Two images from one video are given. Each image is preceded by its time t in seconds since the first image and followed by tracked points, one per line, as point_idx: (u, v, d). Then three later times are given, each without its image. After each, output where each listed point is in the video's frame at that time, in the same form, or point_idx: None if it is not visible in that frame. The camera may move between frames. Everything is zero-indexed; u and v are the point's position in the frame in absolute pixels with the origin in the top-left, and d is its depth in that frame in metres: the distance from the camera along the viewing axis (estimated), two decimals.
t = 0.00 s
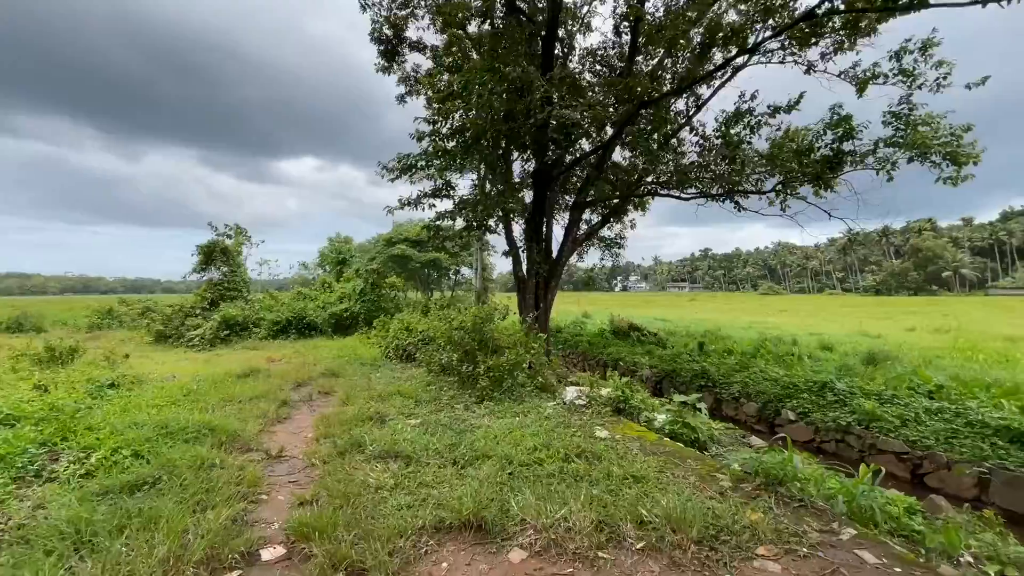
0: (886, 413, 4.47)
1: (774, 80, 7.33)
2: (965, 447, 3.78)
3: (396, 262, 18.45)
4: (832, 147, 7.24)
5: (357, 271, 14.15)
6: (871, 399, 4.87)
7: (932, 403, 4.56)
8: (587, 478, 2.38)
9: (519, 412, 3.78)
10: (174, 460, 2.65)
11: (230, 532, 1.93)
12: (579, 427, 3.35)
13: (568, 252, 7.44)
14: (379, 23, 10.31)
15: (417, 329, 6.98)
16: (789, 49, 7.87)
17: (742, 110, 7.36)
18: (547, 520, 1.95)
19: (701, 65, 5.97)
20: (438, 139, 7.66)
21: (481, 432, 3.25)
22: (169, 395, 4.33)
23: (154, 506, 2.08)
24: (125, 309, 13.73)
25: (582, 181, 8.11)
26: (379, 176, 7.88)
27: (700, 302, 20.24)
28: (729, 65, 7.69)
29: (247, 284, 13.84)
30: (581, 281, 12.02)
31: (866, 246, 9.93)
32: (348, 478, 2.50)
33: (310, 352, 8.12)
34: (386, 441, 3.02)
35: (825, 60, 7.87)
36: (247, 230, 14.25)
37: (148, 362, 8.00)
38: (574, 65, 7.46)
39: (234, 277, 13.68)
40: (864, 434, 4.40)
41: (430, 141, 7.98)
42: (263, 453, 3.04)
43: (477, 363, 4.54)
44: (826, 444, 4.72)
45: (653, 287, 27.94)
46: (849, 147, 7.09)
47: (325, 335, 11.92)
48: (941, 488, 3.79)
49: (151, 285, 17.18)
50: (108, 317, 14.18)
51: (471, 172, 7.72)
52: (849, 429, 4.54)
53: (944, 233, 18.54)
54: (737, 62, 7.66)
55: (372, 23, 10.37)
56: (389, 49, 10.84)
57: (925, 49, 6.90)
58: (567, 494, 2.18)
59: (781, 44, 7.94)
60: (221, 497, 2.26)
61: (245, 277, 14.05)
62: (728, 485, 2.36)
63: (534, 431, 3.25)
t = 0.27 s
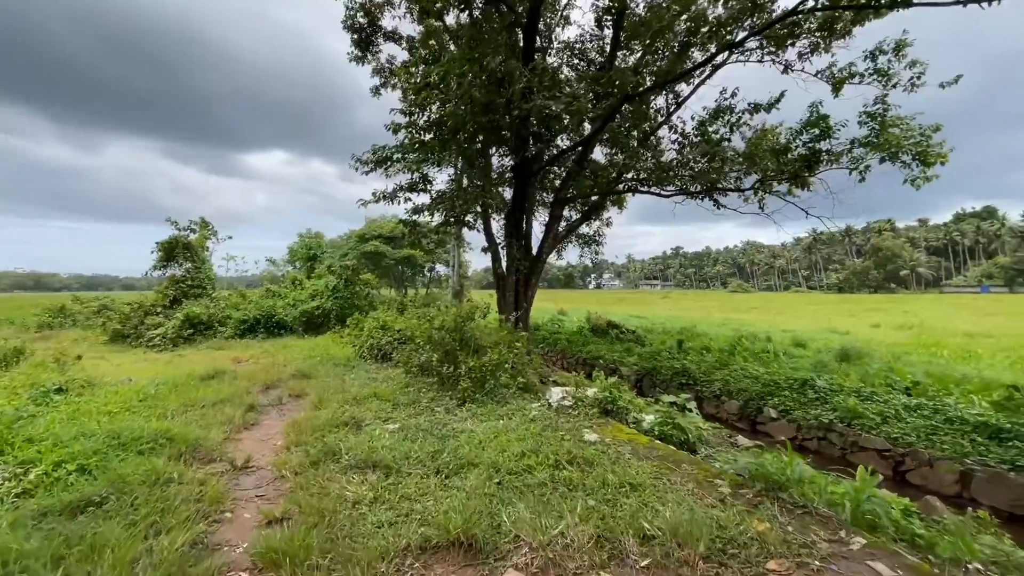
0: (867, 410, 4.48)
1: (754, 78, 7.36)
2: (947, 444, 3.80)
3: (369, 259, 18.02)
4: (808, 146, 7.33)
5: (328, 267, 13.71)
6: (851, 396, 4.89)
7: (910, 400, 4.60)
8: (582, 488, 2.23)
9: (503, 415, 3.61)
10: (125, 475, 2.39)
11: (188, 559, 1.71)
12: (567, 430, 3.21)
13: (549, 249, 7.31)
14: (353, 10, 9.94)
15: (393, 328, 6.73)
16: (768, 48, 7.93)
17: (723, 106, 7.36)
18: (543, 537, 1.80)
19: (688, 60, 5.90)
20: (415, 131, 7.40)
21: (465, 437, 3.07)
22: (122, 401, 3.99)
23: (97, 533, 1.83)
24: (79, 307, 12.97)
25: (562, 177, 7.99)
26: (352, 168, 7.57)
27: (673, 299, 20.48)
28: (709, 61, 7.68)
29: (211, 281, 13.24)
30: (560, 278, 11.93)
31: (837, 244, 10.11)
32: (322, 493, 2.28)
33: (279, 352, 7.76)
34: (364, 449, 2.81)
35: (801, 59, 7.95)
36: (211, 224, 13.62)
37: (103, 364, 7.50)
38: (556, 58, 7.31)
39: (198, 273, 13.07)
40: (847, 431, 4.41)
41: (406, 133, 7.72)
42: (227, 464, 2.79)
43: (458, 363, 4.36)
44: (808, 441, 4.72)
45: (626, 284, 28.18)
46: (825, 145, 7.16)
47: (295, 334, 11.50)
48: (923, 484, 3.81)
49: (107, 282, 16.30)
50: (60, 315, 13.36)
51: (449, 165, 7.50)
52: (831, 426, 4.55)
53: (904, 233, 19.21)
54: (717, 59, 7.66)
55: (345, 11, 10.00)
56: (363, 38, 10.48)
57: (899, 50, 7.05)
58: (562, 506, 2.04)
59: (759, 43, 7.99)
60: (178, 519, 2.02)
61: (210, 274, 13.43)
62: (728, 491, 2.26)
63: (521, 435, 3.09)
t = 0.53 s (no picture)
0: (857, 409, 4.44)
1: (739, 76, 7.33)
2: (938, 444, 3.77)
3: (347, 256, 17.61)
4: (792, 144, 7.32)
5: (306, 265, 13.30)
6: (840, 394, 4.85)
7: (898, 398, 4.58)
8: (581, 502, 2.09)
9: (491, 420, 3.44)
10: (75, 495, 2.14)
11: None
12: (559, 435, 3.06)
13: (534, 247, 7.16)
14: None
15: (374, 328, 6.49)
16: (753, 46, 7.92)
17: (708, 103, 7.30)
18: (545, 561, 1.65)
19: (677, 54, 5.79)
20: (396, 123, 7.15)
21: (452, 445, 2.89)
22: (79, 409, 3.69)
23: (36, 568, 1.60)
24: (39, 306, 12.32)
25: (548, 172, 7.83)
26: (330, 161, 7.28)
27: (654, 296, 20.57)
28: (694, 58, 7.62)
29: (181, 279, 12.71)
30: (543, 276, 11.79)
31: (818, 243, 10.20)
32: (298, 512, 2.08)
33: (253, 353, 7.44)
34: (344, 461, 2.61)
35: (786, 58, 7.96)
36: (182, 220, 13.08)
37: (62, 367, 7.07)
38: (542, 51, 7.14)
39: (168, 270, 12.54)
40: (837, 431, 4.37)
41: (387, 126, 7.46)
42: (193, 479, 2.56)
43: (443, 365, 4.16)
44: (798, 441, 4.68)
45: (607, 282, 28.25)
46: (809, 143, 7.16)
47: (270, 334, 11.11)
48: (914, 484, 3.79)
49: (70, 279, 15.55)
50: (18, 314, 12.67)
51: (432, 159, 7.28)
52: (822, 426, 4.50)
53: (876, 232, 19.66)
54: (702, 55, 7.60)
55: None
56: (342, 28, 10.13)
57: (882, 51, 7.09)
58: (561, 523, 1.89)
59: (745, 41, 7.96)
60: (134, 547, 1.80)
61: (180, 271, 12.89)
62: (734, 502, 2.13)
63: (512, 442, 2.93)
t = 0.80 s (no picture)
0: (865, 412, 4.31)
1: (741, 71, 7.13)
2: (951, 449, 3.65)
3: (339, 255, 17.36)
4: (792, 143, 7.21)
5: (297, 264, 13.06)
6: (845, 397, 4.72)
7: (906, 401, 4.45)
8: (591, 518, 1.93)
9: (489, 426, 3.27)
10: (36, 513, 1.95)
11: None
12: (563, 442, 2.89)
13: (531, 246, 6.99)
14: None
15: (366, 329, 6.30)
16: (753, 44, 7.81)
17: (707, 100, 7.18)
18: None
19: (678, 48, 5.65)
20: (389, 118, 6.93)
21: (449, 454, 2.72)
22: (50, 414, 3.46)
23: None
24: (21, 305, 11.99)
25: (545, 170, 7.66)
26: (321, 157, 7.07)
27: (648, 297, 20.48)
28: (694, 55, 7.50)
29: (169, 278, 12.43)
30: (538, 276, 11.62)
31: (816, 243, 10.12)
32: (282, 531, 1.91)
33: (241, 354, 7.21)
34: (333, 472, 2.43)
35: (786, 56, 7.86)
36: (169, 217, 12.77)
37: (40, 369, 6.79)
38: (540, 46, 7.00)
39: (154, 269, 12.25)
40: (844, 436, 4.24)
41: (381, 121, 7.27)
42: (168, 493, 2.37)
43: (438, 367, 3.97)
44: (803, 445, 4.56)
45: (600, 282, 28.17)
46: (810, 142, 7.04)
47: (259, 334, 10.87)
48: (926, 491, 3.68)
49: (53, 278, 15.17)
50: None
51: (426, 155, 7.09)
52: (828, 430, 4.38)
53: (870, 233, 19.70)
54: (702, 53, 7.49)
55: None
56: (334, 21, 9.90)
57: (883, 50, 7.00)
58: (572, 544, 1.73)
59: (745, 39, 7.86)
60: (97, 573, 1.61)
61: (167, 269, 12.57)
62: (754, 517, 1.98)
63: (512, 449, 2.77)
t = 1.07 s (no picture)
0: (887, 426, 4.10)
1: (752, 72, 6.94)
2: (982, 467, 3.44)
3: (341, 257, 17.21)
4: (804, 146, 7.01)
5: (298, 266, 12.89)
6: (865, 409, 4.51)
7: (930, 414, 4.24)
8: (608, 552, 1.74)
9: (493, 441, 3.08)
10: None
11: None
12: (572, 460, 2.71)
13: (536, 249, 6.81)
14: None
15: (367, 333, 6.12)
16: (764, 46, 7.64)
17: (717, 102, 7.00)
18: None
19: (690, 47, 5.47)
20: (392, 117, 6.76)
21: (450, 472, 2.53)
22: (31, 423, 3.28)
23: None
24: (19, 305, 11.85)
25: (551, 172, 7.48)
26: (322, 157, 6.91)
27: (651, 301, 20.27)
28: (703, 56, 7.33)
29: (168, 279, 12.28)
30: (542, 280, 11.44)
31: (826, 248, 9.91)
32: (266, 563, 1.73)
33: (238, 358, 7.04)
34: (325, 493, 2.25)
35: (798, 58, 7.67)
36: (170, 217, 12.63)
37: (32, 372, 6.63)
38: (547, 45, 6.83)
39: (154, 270, 12.10)
40: (865, 451, 4.04)
41: (383, 120, 7.11)
42: (147, 515, 2.19)
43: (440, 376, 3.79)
44: (820, 459, 4.36)
45: (603, 286, 27.95)
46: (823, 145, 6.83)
47: (258, 337, 10.70)
48: (956, 512, 3.48)
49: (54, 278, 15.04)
50: None
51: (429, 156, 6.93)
52: (847, 445, 4.18)
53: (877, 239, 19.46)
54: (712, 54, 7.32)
55: None
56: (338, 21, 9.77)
57: (900, 52, 6.81)
58: None
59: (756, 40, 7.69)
60: None
61: (167, 270, 12.42)
62: (788, 552, 1.79)
63: (519, 467, 2.58)
